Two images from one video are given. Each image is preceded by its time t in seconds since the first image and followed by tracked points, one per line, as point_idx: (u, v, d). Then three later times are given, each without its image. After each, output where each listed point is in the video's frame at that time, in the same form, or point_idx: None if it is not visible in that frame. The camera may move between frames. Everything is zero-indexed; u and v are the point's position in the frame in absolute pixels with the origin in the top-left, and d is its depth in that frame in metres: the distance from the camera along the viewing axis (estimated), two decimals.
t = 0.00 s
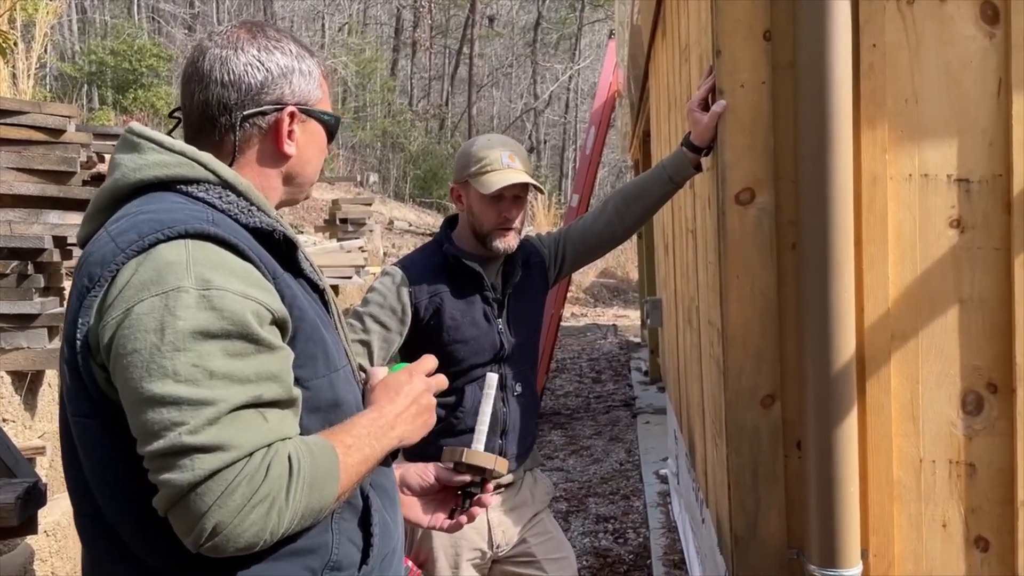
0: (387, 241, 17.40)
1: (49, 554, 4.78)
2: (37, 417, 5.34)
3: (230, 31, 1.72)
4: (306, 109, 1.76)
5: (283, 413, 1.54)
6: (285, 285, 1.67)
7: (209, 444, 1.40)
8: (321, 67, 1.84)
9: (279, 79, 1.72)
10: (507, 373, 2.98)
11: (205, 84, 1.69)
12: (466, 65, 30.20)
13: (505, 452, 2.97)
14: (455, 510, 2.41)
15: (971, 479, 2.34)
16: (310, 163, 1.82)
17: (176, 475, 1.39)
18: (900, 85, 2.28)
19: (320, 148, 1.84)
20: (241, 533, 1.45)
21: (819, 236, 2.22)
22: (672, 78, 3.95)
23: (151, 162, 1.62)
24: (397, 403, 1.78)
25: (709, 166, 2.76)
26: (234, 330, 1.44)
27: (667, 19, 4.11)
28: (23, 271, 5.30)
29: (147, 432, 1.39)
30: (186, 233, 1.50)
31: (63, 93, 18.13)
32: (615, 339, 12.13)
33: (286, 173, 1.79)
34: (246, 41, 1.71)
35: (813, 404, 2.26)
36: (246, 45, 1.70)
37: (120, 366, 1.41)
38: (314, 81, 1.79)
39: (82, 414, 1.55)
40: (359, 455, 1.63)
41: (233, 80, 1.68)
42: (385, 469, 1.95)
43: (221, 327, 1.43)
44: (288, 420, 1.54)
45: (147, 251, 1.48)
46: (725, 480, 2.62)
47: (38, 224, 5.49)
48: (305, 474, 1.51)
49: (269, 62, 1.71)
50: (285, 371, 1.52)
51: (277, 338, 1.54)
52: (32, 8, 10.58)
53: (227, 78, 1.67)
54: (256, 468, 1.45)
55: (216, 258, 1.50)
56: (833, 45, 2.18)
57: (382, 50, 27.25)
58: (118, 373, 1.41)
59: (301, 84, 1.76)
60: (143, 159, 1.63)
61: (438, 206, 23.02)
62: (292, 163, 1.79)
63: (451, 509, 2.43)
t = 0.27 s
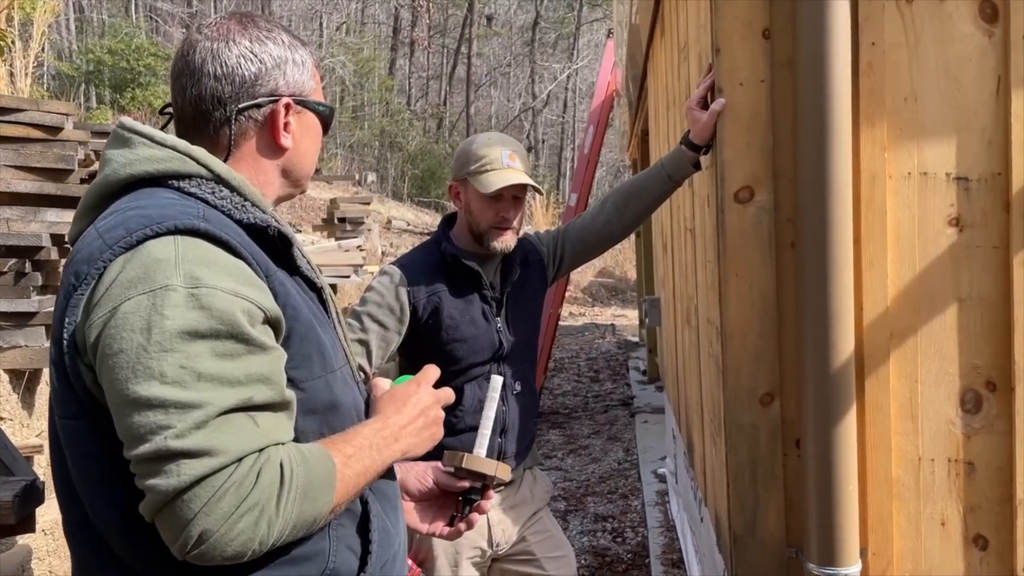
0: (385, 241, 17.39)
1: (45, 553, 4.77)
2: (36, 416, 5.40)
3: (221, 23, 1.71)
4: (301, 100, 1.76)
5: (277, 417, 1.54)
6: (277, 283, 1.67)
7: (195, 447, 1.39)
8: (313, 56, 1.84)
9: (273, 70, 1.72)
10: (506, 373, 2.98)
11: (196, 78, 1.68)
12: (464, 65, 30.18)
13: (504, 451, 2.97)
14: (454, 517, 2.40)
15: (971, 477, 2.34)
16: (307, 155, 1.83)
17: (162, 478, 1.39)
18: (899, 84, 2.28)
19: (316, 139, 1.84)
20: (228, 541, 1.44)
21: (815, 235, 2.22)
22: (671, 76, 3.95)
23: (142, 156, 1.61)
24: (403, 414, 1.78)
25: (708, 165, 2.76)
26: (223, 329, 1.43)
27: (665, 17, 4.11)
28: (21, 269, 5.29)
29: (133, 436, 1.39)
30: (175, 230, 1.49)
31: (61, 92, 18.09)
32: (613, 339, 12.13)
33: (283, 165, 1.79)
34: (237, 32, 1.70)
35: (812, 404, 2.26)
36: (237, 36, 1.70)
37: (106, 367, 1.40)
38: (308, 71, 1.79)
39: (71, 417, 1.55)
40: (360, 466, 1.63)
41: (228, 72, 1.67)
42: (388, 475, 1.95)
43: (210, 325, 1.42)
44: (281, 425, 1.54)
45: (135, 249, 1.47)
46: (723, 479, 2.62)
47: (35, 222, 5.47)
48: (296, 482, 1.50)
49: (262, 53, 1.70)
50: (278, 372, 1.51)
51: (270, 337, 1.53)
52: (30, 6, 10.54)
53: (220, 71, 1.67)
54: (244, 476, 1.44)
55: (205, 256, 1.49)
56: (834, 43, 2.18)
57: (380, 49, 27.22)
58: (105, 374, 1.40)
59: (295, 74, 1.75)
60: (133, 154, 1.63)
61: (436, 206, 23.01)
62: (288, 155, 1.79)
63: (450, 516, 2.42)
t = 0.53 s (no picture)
0: (382, 240, 17.37)
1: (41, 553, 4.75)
2: (31, 414, 5.38)
3: (219, 14, 1.70)
4: (301, 94, 1.75)
5: (279, 424, 1.53)
6: (282, 283, 1.66)
7: (193, 453, 1.37)
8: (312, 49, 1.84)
9: (273, 63, 1.71)
10: (505, 371, 2.98)
11: (194, 71, 1.67)
12: (461, 64, 30.17)
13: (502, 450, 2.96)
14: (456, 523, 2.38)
15: (971, 476, 2.33)
16: (307, 151, 1.82)
17: (158, 484, 1.37)
18: (899, 81, 2.28)
19: (315, 134, 1.84)
20: (227, 555, 1.42)
21: (814, 234, 2.22)
22: (669, 75, 3.95)
23: (138, 151, 1.60)
24: (409, 426, 1.76)
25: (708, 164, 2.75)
26: (224, 330, 1.42)
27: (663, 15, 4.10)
28: (16, 267, 5.34)
29: (128, 442, 1.37)
30: (174, 228, 1.48)
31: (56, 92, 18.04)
32: (611, 339, 12.12)
33: (284, 162, 1.78)
34: (236, 24, 1.69)
35: (811, 402, 2.25)
36: (236, 28, 1.68)
37: (102, 368, 1.38)
38: (308, 64, 1.78)
39: (65, 420, 1.53)
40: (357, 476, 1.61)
41: (228, 65, 1.66)
42: (395, 482, 1.95)
43: (210, 326, 1.41)
44: (284, 433, 1.53)
45: (131, 246, 1.46)
46: (723, 477, 2.62)
47: (32, 220, 5.45)
48: (299, 495, 1.48)
49: (263, 46, 1.70)
50: (281, 377, 1.50)
51: (273, 340, 1.52)
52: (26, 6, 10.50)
53: (220, 64, 1.66)
54: (245, 487, 1.43)
55: (206, 255, 1.47)
56: (833, 40, 2.18)
57: (377, 48, 27.20)
58: (101, 376, 1.38)
59: (295, 68, 1.75)
60: (129, 148, 1.61)
61: (433, 205, 22.99)
62: (289, 152, 1.78)
63: (452, 521, 2.40)
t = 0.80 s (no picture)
0: (379, 240, 17.34)
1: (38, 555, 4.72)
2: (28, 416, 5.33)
3: (230, 15, 1.68)
4: (312, 98, 1.75)
5: (300, 440, 1.51)
6: (300, 293, 1.66)
7: (221, 466, 1.36)
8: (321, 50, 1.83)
9: (285, 67, 1.70)
10: (504, 371, 2.98)
11: (204, 73, 1.65)
12: (458, 64, 30.15)
13: (501, 451, 2.96)
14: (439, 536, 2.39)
15: (971, 476, 2.33)
16: (315, 157, 1.83)
17: (184, 498, 1.35)
18: (899, 82, 2.27)
19: (323, 138, 1.83)
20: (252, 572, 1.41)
21: (814, 235, 2.21)
22: (668, 75, 3.95)
23: (151, 151, 1.59)
24: (411, 436, 1.74)
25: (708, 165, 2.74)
26: (252, 341, 1.41)
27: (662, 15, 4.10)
28: (14, 268, 5.31)
29: (153, 454, 1.35)
30: (198, 235, 1.47)
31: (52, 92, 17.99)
32: (607, 338, 12.12)
33: (291, 167, 1.78)
34: (248, 25, 1.68)
35: (813, 402, 2.24)
36: (248, 29, 1.67)
37: (123, 377, 1.36)
38: (319, 69, 1.78)
39: (73, 432, 1.49)
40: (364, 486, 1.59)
41: (240, 68, 1.65)
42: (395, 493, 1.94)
43: (239, 337, 1.40)
44: (304, 447, 1.51)
45: (154, 252, 1.44)
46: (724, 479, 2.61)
47: (28, 221, 5.43)
48: (323, 511, 1.48)
49: (275, 49, 1.69)
50: (306, 390, 1.50)
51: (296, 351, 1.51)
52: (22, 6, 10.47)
53: (231, 67, 1.65)
54: (272, 502, 1.42)
55: (233, 265, 1.47)
56: (832, 39, 2.17)
57: (374, 48, 27.18)
58: (123, 385, 1.36)
59: (306, 71, 1.75)
60: (140, 148, 1.60)
61: (430, 205, 22.98)
62: (296, 157, 1.78)
63: (434, 534, 2.39)
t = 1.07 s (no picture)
0: (377, 242, 17.35)
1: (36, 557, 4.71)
2: (25, 417, 5.29)
3: (213, 13, 1.69)
4: (294, 92, 1.72)
5: (296, 430, 1.51)
6: (295, 287, 1.65)
7: (214, 461, 1.35)
8: (313, 46, 1.81)
9: (264, 60, 1.68)
10: (503, 373, 2.98)
11: (187, 70, 1.67)
12: (456, 66, 30.17)
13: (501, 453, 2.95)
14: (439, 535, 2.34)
15: (970, 479, 2.33)
16: (308, 152, 1.80)
17: (179, 494, 1.35)
18: (898, 83, 2.27)
19: (317, 131, 1.81)
20: (250, 561, 1.40)
21: (814, 235, 2.21)
22: (666, 76, 3.95)
23: (142, 152, 1.59)
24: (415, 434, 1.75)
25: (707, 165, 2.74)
26: (243, 337, 1.40)
27: (659, 17, 4.11)
28: (10, 269, 5.27)
29: (149, 450, 1.35)
30: (191, 232, 1.46)
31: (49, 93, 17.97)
32: (605, 340, 12.13)
33: (281, 161, 1.76)
34: (229, 21, 1.68)
35: (810, 403, 2.24)
36: (226, 25, 1.67)
37: (119, 375, 1.36)
38: (305, 60, 1.76)
39: (76, 428, 1.50)
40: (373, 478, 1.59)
41: (217, 63, 1.65)
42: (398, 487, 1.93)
43: (230, 334, 1.39)
44: (299, 438, 1.51)
45: (146, 250, 1.44)
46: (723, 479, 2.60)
47: (25, 222, 5.43)
48: (320, 501, 1.46)
49: (252, 42, 1.67)
50: (299, 381, 1.48)
51: (289, 345, 1.50)
52: (20, 7, 10.46)
53: (208, 62, 1.65)
54: (267, 493, 1.41)
55: (225, 261, 1.46)
56: (831, 42, 2.17)
57: (371, 50, 27.18)
58: (118, 383, 1.36)
59: (289, 64, 1.72)
60: (136, 149, 1.60)
61: (427, 206, 22.98)
62: (285, 150, 1.76)
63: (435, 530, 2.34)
